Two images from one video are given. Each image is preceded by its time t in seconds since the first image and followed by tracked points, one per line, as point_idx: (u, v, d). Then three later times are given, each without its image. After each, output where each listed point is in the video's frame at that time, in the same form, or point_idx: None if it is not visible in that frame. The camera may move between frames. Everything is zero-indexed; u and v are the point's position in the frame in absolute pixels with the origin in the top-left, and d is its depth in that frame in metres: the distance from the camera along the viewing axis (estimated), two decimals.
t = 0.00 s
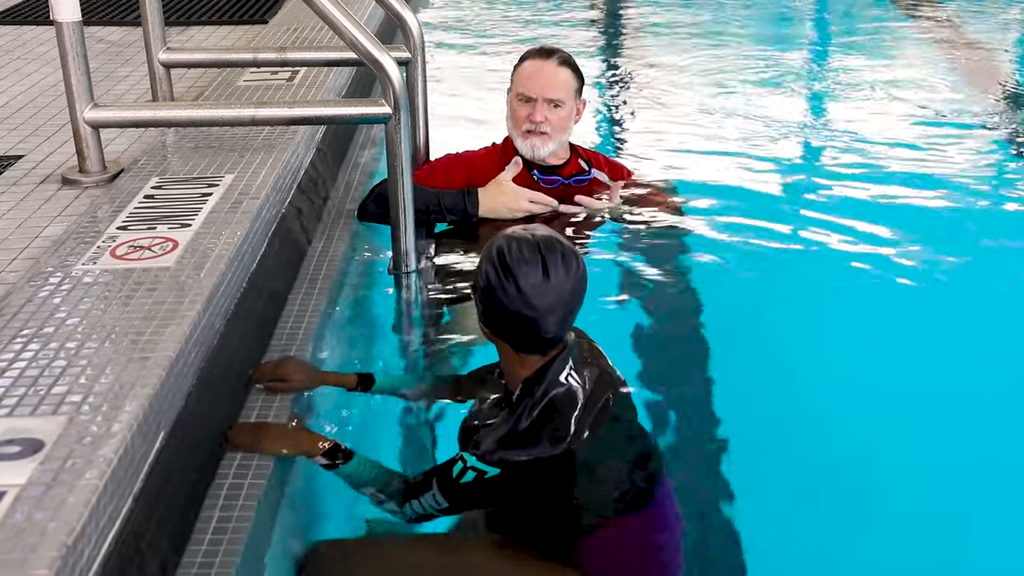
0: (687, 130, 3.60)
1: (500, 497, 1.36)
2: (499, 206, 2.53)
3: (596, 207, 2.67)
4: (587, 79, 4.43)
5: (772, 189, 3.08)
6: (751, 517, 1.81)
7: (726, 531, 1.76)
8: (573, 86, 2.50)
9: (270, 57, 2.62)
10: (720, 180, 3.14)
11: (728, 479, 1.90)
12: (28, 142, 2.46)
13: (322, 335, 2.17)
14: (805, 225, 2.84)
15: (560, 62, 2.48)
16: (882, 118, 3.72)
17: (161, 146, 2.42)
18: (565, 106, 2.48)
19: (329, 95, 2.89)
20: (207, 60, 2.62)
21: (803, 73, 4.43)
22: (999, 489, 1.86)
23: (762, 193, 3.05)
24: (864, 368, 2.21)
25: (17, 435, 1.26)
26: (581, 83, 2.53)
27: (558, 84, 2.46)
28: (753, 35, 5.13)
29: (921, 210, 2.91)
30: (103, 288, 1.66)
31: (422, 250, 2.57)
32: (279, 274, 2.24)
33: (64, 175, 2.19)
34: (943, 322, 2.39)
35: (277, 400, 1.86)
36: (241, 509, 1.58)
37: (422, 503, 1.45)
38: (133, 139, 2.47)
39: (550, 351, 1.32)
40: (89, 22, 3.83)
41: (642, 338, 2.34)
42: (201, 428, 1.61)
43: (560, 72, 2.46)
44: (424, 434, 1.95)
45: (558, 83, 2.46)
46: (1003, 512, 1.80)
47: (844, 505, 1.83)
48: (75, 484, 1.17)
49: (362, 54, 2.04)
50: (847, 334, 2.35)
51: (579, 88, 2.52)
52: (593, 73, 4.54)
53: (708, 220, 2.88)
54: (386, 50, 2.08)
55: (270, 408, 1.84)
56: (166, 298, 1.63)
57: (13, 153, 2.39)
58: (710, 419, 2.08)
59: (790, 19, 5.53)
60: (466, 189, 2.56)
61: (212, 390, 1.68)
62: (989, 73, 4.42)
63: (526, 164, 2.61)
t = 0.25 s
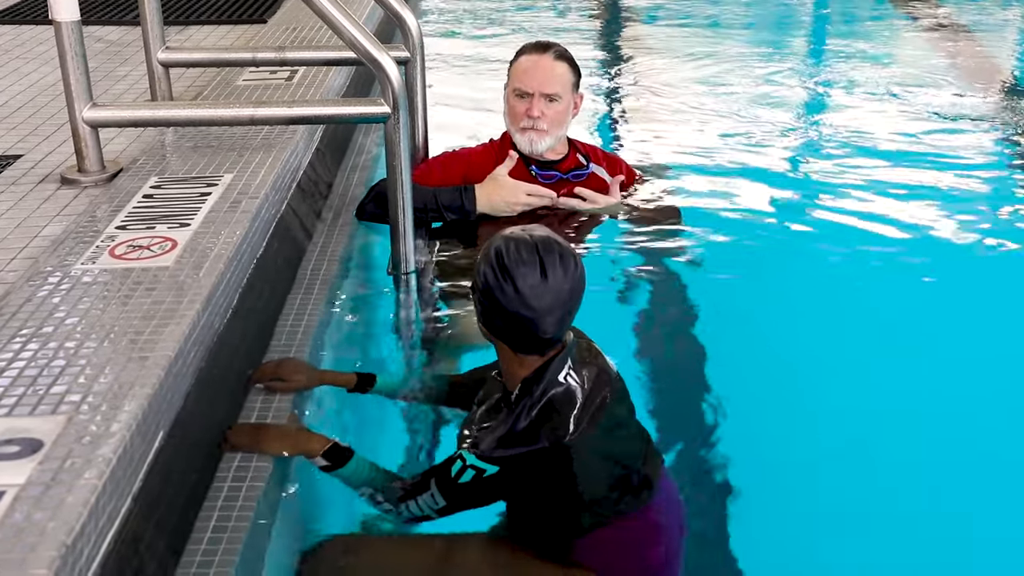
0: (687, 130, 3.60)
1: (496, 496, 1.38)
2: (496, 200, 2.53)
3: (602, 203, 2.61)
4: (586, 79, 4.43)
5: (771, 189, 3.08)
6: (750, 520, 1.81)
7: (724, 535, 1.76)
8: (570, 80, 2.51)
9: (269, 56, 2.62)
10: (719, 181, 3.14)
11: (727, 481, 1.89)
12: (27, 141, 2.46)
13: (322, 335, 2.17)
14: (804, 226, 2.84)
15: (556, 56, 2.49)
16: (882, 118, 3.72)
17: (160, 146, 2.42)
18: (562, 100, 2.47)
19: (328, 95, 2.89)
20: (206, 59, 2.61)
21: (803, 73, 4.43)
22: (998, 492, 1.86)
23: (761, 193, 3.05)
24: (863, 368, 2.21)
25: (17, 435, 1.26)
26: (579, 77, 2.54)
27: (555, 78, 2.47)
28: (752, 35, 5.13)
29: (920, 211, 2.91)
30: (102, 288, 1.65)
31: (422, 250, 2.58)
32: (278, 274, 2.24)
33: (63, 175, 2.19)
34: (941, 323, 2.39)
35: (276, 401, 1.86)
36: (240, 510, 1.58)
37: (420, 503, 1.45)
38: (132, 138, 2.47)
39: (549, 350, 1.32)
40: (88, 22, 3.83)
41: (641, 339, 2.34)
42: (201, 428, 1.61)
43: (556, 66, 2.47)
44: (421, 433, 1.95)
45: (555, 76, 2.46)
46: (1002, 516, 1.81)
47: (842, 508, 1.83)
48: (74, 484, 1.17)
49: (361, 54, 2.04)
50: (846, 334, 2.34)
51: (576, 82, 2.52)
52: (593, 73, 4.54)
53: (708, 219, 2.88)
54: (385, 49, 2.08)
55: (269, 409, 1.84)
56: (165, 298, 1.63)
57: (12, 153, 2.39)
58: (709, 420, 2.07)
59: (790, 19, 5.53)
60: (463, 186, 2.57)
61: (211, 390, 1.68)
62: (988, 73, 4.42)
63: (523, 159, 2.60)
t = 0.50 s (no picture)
0: (685, 129, 3.60)
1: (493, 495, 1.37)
2: (493, 196, 2.53)
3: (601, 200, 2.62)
4: (585, 78, 4.42)
5: (771, 188, 3.07)
6: (751, 518, 1.80)
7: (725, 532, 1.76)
8: (567, 76, 2.50)
9: (268, 56, 2.62)
10: (718, 180, 3.14)
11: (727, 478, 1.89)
12: (25, 141, 2.46)
13: (320, 334, 2.17)
14: (802, 224, 2.83)
15: (553, 52, 2.48)
16: (880, 116, 3.72)
17: (158, 146, 2.41)
18: (559, 97, 2.47)
19: (327, 95, 2.89)
20: (205, 59, 2.61)
21: (802, 71, 4.42)
22: (998, 489, 1.86)
23: (760, 192, 3.05)
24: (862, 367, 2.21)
25: (15, 435, 1.26)
26: (576, 73, 2.54)
27: (551, 74, 2.47)
28: (751, 34, 5.13)
29: (920, 209, 2.91)
30: (101, 287, 1.65)
31: (422, 249, 2.58)
32: (277, 273, 2.23)
33: (61, 175, 2.19)
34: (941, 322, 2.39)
35: (275, 400, 1.86)
36: (239, 510, 1.58)
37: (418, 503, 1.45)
38: (130, 138, 2.47)
39: (548, 350, 1.32)
40: (87, 22, 3.83)
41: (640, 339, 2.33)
42: (199, 428, 1.61)
43: (553, 62, 2.47)
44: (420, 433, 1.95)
45: (551, 72, 2.46)
46: (1003, 512, 1.80)
47: (843, 505, 1.82)
48: (73, 484, 1.17)
49: (359, 53, 2.04)
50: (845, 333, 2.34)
51: (573, 78, 2.52)
52: (591, 71, 4.53)
53: (707, 219, 2.88)
54: (383, 48, 2.08)
55: (268, 408, 1.84)
56: (164, 298, 1.63)
57: (10, 153, 2.38)
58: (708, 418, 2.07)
59: (788, 18, 5.52)
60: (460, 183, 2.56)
61: (210, 390, 1.68)
62: (987, 71, 4.42)
63: (520, 155, 2.60)
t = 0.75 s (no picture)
0: (684, 129, 3.60)
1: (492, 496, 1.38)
2: (492, 195, 2.53)
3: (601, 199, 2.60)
4: (583, 78, 4.42)
5: (769, 188, 3.07)
6: (750, 518, 1.80)
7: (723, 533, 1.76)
8: (565, 75, 2.51)
9: (267, 55, 2.62)
10: (717, 180, 3.14)
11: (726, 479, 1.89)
12: (24, 141, 2.46)
13: (319, 334, 2.17)
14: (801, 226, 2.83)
15: (551, 51, 2.48)
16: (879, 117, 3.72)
17: (157, 146, 2.41)
18: (556, 95, 2.47)
19: (326, 95, 2.89)
20: (203, 59, 2.61)
21: (800, 71, 4.42)
22: (996, 490, 1.86)
23: (759, 192, 3.05)
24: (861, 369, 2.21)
25: (14, 435, 1.25)
26: (574, 73, 2.54)
27: (549, 73, 2.47)
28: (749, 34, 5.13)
29: (918, 210, 2.91)
30: (99, 287, 1.65)
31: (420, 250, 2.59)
32: (275, 273, 2.23)
33: (60, 175, 2.19)
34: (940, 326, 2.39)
35: (273, 400, 1.87)
36: (237, 509, 1.58)
37: (416, 505, 1.45)
38: (129, 138, 2.47)
39: (546, 352, 1.32)
40: (86, 21, 3.83)
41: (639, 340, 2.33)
42: (197, 428, 1.61)
43: (551, 62, 2.47)
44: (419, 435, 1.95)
45: (550, 71, 2.46)
46: (1002, 512, 1.80)
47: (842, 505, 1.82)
48: (71, 484, 1.17)
49: (357, 53, 2.04)
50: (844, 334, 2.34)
51: (570, 77, 2.52)
52: (590, 72, 4.53)
53: (706, 220, 2.88)
54: (382, 48, 2.08)
55: (266, 408, 1.84)
56: (163, 297, 1.63)
57: (8, 153, 2.38)
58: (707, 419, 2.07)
59: (787, 19, 5.53)
60: (458, 182, 2.56)
61: (208, 391, 1.68)
62: (985, 72, 4.42)
63: (518, 154, 2.60)
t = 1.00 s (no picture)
0: (684, 128, 3.60)
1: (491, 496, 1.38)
2: (492, 195, 2.54)
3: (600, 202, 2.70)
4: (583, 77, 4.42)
5: (768, 187, 3.07)
6: (749, 518, 1.80)
7: (724, 531, 1.75)
8: (565, 78, 2.51)
9: (266, 55, 2.62)
10: (716, 178, 3.14)
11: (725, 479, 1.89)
12: (23, 141, 2.46)
13: (318, 333, 2.17)
14: (800, 224, 2.83)
15: (551, 54, 2.48)
16: (879, 116, 3.72)
17: (156, 146, 2.41)
18: (556, 98, 2.47)
19: (325, 95, 2.89)
20: (202, 59, 2.61)
21: (800, 70, 4.42)
22: (997, 487, 1.86)
23: (758, 191, 3.04)
24: (861, 367, 2.21)
25: (13, 435, 1.25)
26: (574, 75, 2.54)
27: (550, 76, 2.48)
28: (749, 33, 5.13)
29: (918, 208, 2.91)
30: (98, 288, 1.65)
31: (419, 247, 2.58)
32: (275, 273, 2.23)
33: (59, 175, 2.19)
34: (940, 322, 2.39)
35: (273, 399, 1.86)
36: (236, 509, 1.58)
37: (415, 505, 1.45)
38: (128, 138, 2.47)
39: (545, 352, 1.32)
40: (85, 22, 3.82)
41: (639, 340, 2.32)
42: (197, 428, 1.61)
43: (552, 65, 2.47)
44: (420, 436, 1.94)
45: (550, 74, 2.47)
46: (1002, 510, 1.80)
47: (842, 505, 1.82)
48: (70, 484, 1.17)
49: (357, 53, 2.04)
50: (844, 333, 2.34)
51: (570, 80, 2.53)
52: (589, 71, 4.53)
53: (705, 218, 2.87)
54: (381, 48, 2.08)
55: (265, 408, 1.83)
56: (162, 297, 1.63)
57: (8, 153, 2.38)
58: (706, 419, 2.07)
59: (786, 17, 5.52)
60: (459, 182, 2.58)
61: (207, 391, 1.68)
62: (985, 70, 4.42)
63: (517, 156, 2.61)
